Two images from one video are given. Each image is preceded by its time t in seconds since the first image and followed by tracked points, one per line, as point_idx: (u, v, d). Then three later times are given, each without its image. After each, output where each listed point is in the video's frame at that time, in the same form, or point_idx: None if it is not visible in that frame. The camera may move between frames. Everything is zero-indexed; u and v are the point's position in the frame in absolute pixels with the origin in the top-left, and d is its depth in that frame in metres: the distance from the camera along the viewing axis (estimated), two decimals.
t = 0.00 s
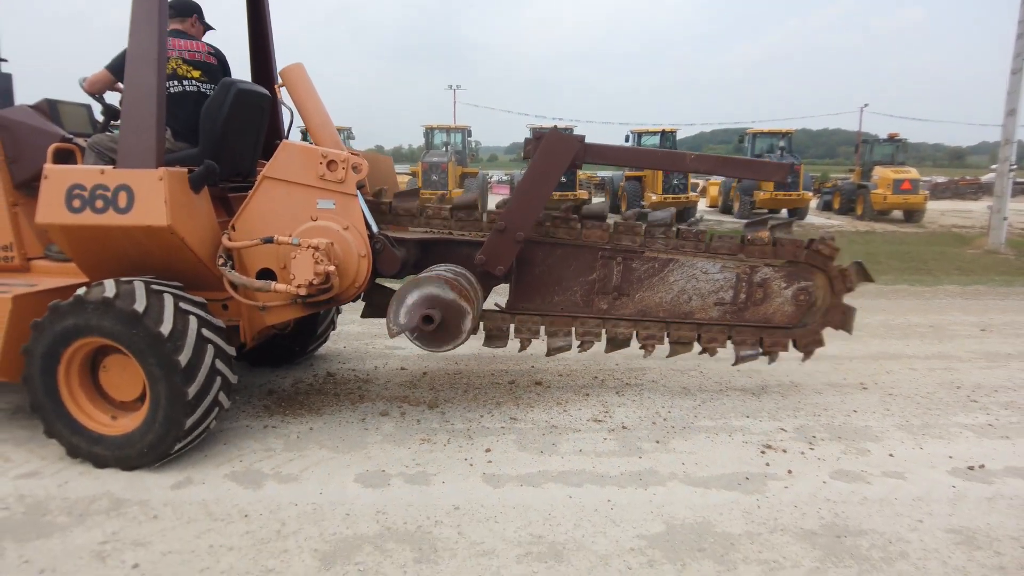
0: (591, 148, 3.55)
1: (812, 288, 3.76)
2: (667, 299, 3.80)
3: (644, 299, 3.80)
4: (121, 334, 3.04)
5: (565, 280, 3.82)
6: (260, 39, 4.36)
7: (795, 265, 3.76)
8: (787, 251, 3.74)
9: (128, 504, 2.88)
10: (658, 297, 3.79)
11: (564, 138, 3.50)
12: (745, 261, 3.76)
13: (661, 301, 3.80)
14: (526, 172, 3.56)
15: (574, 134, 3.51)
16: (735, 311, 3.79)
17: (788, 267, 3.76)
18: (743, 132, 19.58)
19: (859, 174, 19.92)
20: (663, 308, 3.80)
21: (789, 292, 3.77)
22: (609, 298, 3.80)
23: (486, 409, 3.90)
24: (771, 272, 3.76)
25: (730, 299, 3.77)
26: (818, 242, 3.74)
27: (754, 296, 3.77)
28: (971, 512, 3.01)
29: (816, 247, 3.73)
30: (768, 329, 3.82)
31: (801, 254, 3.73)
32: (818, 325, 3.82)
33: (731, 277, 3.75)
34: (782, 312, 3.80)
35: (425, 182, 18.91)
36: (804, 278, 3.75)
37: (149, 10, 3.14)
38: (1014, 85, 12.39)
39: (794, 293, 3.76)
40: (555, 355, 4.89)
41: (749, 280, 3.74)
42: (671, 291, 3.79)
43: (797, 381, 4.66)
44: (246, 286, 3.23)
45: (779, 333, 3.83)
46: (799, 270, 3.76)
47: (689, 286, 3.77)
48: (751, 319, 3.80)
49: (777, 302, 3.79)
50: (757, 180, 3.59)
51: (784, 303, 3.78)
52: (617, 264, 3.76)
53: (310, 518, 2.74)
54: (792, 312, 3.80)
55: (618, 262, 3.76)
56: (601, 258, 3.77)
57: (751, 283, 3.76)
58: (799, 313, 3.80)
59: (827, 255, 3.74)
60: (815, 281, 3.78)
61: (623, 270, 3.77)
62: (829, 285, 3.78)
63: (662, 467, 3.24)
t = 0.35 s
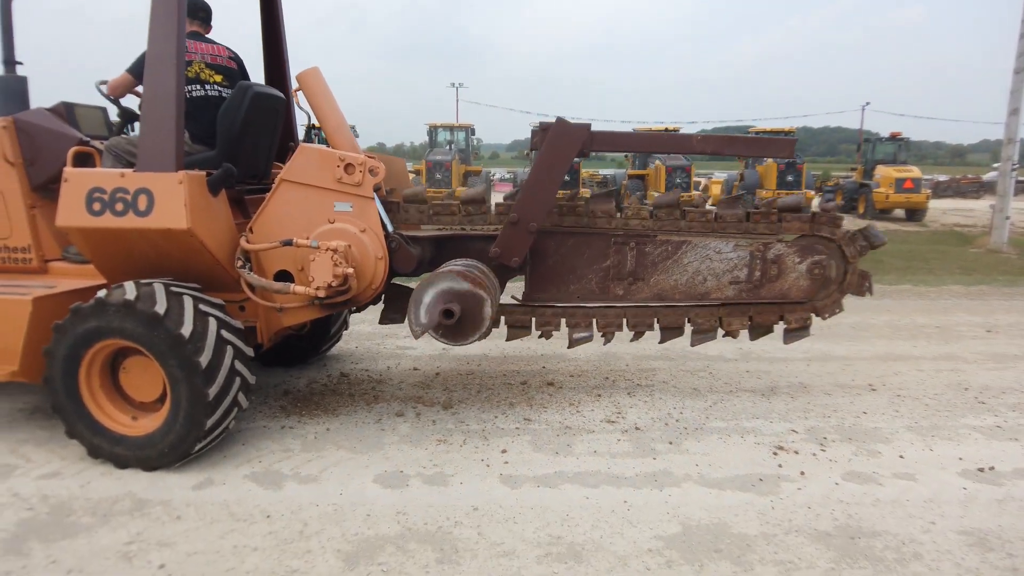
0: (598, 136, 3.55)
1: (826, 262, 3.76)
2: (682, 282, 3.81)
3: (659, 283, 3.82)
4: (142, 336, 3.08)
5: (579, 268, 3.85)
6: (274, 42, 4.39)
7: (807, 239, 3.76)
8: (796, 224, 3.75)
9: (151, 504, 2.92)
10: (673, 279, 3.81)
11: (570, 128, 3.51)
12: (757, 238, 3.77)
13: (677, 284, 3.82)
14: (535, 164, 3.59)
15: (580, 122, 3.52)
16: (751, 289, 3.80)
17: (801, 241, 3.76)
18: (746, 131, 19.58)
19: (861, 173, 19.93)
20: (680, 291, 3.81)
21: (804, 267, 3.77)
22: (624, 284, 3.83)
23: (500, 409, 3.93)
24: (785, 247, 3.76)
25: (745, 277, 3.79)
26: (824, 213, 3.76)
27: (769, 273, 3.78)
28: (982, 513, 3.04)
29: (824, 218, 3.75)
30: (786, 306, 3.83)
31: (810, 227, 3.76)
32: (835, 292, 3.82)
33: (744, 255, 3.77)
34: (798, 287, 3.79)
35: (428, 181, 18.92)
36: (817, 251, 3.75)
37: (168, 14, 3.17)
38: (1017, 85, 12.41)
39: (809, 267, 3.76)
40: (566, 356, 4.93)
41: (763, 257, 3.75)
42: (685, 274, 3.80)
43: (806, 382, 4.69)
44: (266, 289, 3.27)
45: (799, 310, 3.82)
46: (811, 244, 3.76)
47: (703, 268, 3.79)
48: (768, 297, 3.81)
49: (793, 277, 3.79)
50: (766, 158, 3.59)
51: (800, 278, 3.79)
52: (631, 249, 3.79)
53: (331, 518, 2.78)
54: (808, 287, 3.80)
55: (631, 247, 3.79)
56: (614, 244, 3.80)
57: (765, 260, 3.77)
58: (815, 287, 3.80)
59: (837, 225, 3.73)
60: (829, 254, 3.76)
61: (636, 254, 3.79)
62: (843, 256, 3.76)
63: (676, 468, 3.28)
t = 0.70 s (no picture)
0: (612, 122, 3.56)
1: (846, 235, 3.82)
2: (704, 263, 3.84)
3: (680, 266, 3.84)
4: (169, 335, 3.12)
5: (600, 255, 3.84)
6: (293, 43, 4.42)
7: (827, 214, 3.81)
8: (815, 199, 3.79)
9: (176, 502, 2.95)
10: (694, 261, 3.84)
11: (584, 116, 3.54)
12: (777, 216, 3.81)
13: (698, 265, 3.84)
14: (550, 154, 3.62)
15: (593, 109, 3.55)
16: (774, 266, 3.84)
17: (821, 215, 3.81)
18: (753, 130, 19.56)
19: (869, 173, 19.88)
20: (701, 272, 3.85)
21: (824, 241, 3.83)
22: (645, 269, 3.84)
23: (518, 409, 3.95)
24: (805, 223, 3.80)
25: (767, 255, 3.82)
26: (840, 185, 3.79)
27: (790, 250, 3.83)
28: (1002, 513, 3.05)
29: (842, 190, 3.78)
30: (810, 282, 3.88)
31: (829, 201, 3.79)
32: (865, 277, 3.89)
33: (765, 233, 3.80)
34: (820, 262, 3.85)
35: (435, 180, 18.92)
36: (837, 225, 3.81)
37: (194, 15, 3.21)
38: None
39: (830, 241, 3.82)
40: (581, 355, 4.94)
41: (784, 234, 3.80)
42: (707, 255, 3.83)
43: (822, 382, 4.69)
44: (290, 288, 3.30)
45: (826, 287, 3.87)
46: (832, 218, 3.81)
47: (724, 248, 3.82)
48: (791, 273, 3.85)
49: (814, 252, 3.84)
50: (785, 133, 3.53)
51: (821, 253, 3.85)
52: (651, 234, 3.81)
53: (356, 516, 2.80)
54: (829, 262, 3.86)
55: (651, 231, 3.81)
56: (634, 229, 3.81)
57: (786, 236, 3.81)
58: (836, 261, 3.86)
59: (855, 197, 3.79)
60: (848, 227, 3.82)
61: (656, 238, 3.81)
62: (862, 228, 3.82)
63: (696, 468, 3.29)
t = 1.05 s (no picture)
0: (607, 110, 3.59)
1: (850, 209, 3.75)
2: (707, 246, 3.84)
3: (684, 250, 3.84)
4: (175, 338, 3.14)
5: (604, 244, 3.88)
6: (297, 45, 4.43)
7: (827, 189, 3.75)
8: (815, 175, 3.72)
9: (183, 504, 2.97)
10: (698, 245, 3.83)
11: (579, 106, 3.57)
12: (778, 194, 3.77)
13: (702, 248, 3.84)
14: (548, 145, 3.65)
15: (588, 99, 3.57)
16: (778, 244, 3.80)
17: (822, 191, 3.75)
18: (753, 130, 19.58)
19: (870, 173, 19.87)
20: (705, 255, 3.84)
21: (828, 217, 3.76)
22: (649, 255, 3.86)
23: (522, 410, 3.97)
24: (807, 200, 3.75)
25: (770, 234, 3.79)
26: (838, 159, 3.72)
27: (793, 227, 3.77)
28: (1004, 513, 3.07)
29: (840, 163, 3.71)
30: (816, 258, 3.81)
31: (829, 176, 3.72)
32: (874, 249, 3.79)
33: (767, 212, 3.77)
34: (825, 238, 3.79)
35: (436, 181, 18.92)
36: (839, 199, 3.74)
37: (199, 20, 3.22)
38: None
39: (832, 216, 3.75)
40: (584, 357, 4.96)
41: (785, 211, 3.75)
42: (710, 237, 3.82)
43: (824, 383, 4.70)
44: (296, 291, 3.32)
45: (834, 262, 3.79)
46: (833, 193, 3.74)
47: (727, 229, 3.80)
48: (795, 251, 3.80)
49: (818, 229, 3.78)
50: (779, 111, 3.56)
51: (825, 228, 3.78)
52: (653, 220, 3.82)
53: (362, 518, 2.82)
54: (834, 236, 3.79)
55: (652, 217, 3.82)
56: (635, 215, 3.83)
57: (788, 214, 3.77)
58: (841, 236, 3.78)
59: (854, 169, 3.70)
60: (851, 201, 3.75)
61: (658, 224, 3.82)
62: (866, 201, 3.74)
63: (699, 469, 3.30)
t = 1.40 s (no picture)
0: (599, 109, 3.60)
1: (849, 191, 3.65)
2: (707, 237, 3.81)
3: (684, 243, 3.82)
4: (178, 350, 3.16)
5: (603, 243, 3.89)
6: (298, 57, 4.46)
7: (825, 172, 3.67)
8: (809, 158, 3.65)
9: (186, 516, 2.98)
10: (697, 236, 3.81)
11: (570, 106, 3.58)
12: (774, 180, 3.71)
13: (702, 240, 3.81)
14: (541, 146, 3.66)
15: (578, 98, 3.59)
16: (778, 232, 3.74)
17: (818, 174, 3.67)
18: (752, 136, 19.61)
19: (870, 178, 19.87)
20: (705, 246, 3.81)
21: (826, 201, 3.68)
22: (649, 250, 3.85)
23: (523, 420, 3.98)
24: (804, 184, 3.68)
25: (769, 221, 3.74)
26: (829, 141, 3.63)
27: (792, 213, 3.71)
28: (1004, 523, 3.08)
29: (831, 146, 3.62)
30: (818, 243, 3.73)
31: (823, 159, 3.64)
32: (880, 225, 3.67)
33: (765, 200, 3.72)
34: (825, 222, 3.70)
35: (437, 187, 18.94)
36: (836, 182, 3.65)
37: (200, 33, 3.25)
38: None
39: (830, 200, 3.67)
40: (584, 366, 4.97)
41: (783, 198, 3.69)
42: (709, 228, 3.79)
43: (824, 392, 4.71)
44: (298, 303, 3.34)
45: (836, 245, 3.69)
46: (830, 176, 3.66)
47: (725, 220, 3.77)
48: (796, 238, 3.73)
49: (816, 214, 3.70)
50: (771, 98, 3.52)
51: (824, 213, 3.69)
52: (650, 214, 3.81)
53: (364, 530, 2.83)
54: (834, 220, 3.69)
55: (650, 212, 3.82)
56: (633, 210, 3.83)
57: (786, 200, 3.70)
58: (841, 219, 3.68)
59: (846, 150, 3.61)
60: (849, 183, 3.66)
61: (656, 218, 3.81)
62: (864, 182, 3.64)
63: (700, 479, 3.32)
